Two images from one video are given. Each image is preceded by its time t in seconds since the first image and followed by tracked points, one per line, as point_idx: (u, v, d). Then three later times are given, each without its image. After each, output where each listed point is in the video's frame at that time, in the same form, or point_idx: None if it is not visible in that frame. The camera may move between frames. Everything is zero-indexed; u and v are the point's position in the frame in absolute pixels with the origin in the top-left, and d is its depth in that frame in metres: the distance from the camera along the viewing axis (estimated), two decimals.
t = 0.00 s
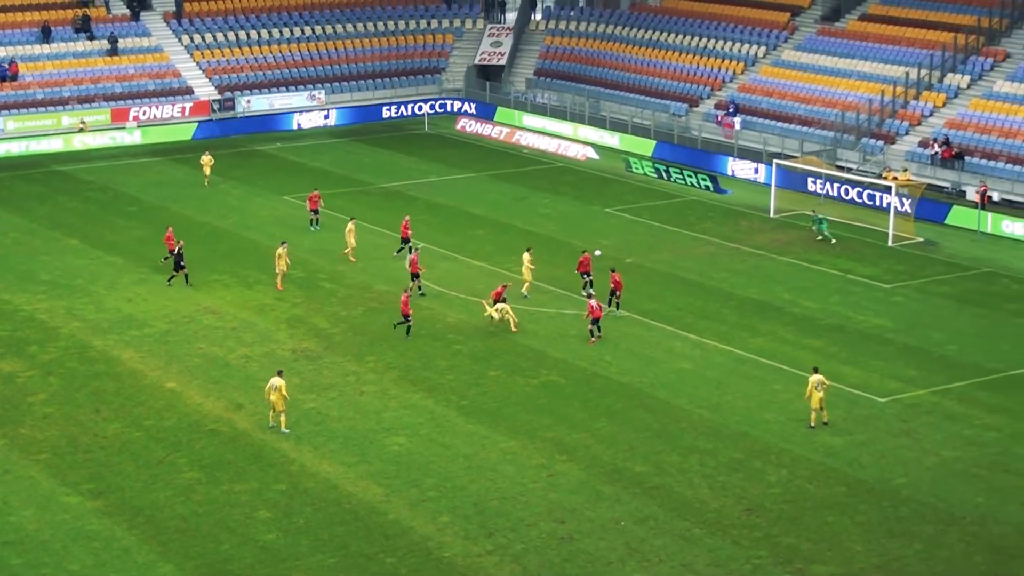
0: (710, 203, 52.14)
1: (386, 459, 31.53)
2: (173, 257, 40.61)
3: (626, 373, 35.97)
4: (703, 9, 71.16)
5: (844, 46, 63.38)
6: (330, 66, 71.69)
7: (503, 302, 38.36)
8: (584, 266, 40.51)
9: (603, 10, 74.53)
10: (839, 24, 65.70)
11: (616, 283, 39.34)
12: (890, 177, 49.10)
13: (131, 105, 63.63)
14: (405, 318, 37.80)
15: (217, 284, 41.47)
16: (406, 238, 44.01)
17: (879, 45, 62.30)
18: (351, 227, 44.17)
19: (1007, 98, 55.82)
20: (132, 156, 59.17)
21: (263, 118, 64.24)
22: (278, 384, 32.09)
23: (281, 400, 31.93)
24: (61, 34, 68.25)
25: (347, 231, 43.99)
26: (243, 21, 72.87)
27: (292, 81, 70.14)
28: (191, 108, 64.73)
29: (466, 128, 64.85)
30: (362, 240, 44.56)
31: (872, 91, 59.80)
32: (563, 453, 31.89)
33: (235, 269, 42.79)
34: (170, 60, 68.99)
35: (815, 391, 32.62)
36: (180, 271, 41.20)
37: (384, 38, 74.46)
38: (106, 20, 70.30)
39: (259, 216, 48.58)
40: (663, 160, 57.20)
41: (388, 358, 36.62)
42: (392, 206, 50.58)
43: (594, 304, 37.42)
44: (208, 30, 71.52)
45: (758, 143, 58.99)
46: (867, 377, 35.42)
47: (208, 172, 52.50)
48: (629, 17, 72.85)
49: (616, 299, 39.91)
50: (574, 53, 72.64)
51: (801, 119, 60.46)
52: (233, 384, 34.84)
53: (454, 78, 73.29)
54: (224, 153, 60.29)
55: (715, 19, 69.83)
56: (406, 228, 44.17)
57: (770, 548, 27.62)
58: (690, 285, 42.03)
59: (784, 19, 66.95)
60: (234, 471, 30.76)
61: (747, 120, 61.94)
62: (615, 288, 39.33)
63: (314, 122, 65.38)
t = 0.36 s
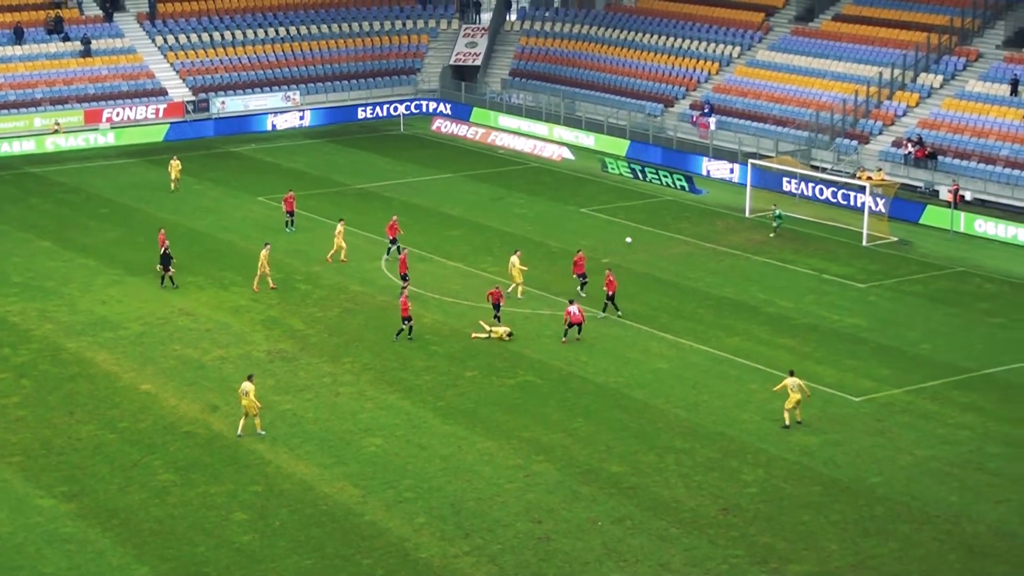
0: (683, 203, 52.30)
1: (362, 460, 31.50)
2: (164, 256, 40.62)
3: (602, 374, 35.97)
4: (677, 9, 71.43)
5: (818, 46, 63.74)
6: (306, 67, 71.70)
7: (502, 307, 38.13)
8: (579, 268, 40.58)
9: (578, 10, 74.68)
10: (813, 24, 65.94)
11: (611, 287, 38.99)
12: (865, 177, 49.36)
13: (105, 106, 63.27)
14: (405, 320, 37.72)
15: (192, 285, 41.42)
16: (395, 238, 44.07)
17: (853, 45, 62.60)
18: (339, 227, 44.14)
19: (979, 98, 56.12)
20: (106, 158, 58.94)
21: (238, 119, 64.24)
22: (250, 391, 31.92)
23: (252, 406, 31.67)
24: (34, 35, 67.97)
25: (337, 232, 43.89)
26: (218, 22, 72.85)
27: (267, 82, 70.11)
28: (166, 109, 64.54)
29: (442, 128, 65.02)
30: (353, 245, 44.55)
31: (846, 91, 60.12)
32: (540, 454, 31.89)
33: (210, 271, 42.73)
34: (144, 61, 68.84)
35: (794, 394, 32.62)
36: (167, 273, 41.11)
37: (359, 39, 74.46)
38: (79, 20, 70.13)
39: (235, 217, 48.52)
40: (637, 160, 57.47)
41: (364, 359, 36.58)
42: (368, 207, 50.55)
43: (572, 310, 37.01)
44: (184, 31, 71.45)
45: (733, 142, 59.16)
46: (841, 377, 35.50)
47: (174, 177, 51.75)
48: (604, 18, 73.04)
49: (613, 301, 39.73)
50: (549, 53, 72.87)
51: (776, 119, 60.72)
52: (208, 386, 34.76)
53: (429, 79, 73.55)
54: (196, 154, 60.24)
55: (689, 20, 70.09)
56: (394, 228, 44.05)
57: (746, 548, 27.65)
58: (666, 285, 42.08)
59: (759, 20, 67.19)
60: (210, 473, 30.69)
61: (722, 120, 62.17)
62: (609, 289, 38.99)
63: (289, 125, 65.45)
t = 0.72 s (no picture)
0: (659, 196, 52.44)
1: (341, 454, 31.47)
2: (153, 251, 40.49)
3: (581, 367, 36.01)
4: (655, 3, 71.67)
5: (795, 40, 64.05)
6: (282, 61, 71.66)
7: (495, 302, 38.05)
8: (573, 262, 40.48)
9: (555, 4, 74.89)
10: (790, 18, 66.16)
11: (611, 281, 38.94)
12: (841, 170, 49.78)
13: (79, 101, 63.10)
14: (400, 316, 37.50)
15: (168, 280, 41.29)
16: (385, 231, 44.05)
17: (829, 39, 62.94)
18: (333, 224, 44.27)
19: (954, 91, 56.44)
20: (80, 152, 58.71)
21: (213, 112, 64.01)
22: (219, 389, 31.58)
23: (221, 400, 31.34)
24: (8, 30, 67.58)
25: (331, 228, 43.92)
26: (195, 17, 72.71)
27: (245, 75, 69.96)
28: (141, 104, 64.47)
29: (420, 122, 65.15)
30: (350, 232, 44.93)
31: (822, 85, 60.47)
32: (518, 447, 31.91)
33: (187, 265, 42.61)
34: (119, 56, 68.50)
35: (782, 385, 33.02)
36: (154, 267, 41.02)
37: (336, 33, 74.47)
38: (53, 15, 69.73)
39: (211, 211, 48.38)
40: (614, 154, 57.62)
41: (342, 354, 36.52)
42: (345, 201, 50.48)
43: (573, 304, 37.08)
44: (161, 25, 71.31)
45: (711, 137, 59.64)
46: (818, 369, 35.65)
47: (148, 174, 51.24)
48: (582, 12, 73.18)
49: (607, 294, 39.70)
50: (526, 47, 73.02)
51: (753, 113, 60.97)
52: (185, 381, 34.66)
53: (406, 73, 73.66)
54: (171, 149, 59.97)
55: (666, 14, 70.30)
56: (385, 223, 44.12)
57: (724, 540, 27.74)
58: (644, 279, 42.18)
59: (736, 13, 67.38)
60: (188, 468, 30.59)
61: (700, 113, 62.42)
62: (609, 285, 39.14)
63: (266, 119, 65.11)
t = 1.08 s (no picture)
0: (642, 180, 52.49)
1: (324, 438, 31.43)
2: (147, 236, 40.38)
3: (564, 351, 36.01)
4: None
5: (777, 23, 64.10)
6: (263, 45, 71.40)
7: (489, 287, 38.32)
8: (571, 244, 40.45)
9: None
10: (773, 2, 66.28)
11: (621, 267, 39.06)
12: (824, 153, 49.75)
13: (59, 85, 62.36)
14: (399, 304, 37.34)
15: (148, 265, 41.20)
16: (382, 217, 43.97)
17: (811, 22, 63.09)
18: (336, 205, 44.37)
19: (935, 74, 56.56)
20: (59, 137, 58.40)
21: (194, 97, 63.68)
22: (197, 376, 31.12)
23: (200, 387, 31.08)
24: None
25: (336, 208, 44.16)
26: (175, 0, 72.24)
27: (226, 60, 69.82)
28: (121, 88, 63.67)
29: (400, 106, 65.03)
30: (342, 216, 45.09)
31: (803, 68, 60.59)
32: (501, 431, 31.91)
33: (167, 250, 42.49)
34: (99, 40, 68.16)
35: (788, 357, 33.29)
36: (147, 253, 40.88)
37: (316, 17, 74.35)
38: None
39: (191, 196, 48.25)
40: (596, 138, 57.69)
41: (325, 338, 36.47)
42: (326, 184, 50.46)
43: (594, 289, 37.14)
44: (142, 9, 70.96)
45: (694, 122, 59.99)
46: (800, 353, 35.75)
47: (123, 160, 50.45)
48: None
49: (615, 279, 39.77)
50: (508, 32, 73.07)
51: (735, 96, 61.04)
52: (167, 366, 34.58)
53: (388, 56, 74.16)
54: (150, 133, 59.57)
55: None
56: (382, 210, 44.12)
57: (706, 523, 27.81)
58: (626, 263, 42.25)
59: None
60: (170, 452, 30.54)
61: (682, 97, 62.49)
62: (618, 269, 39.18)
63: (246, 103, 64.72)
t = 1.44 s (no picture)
0: (617, 173, 52.87)
1: (300, 434, 31.30)
2: (136, 232, 40.21)
3: (539, 345, 36.02)
4: None
5: (750, 18, 64.72)
6: (238, 40, 71.91)
7: (475, 287, 38.05)
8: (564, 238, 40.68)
9: None
10: None
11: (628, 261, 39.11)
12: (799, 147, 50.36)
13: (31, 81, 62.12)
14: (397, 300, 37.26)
15: (122, 260, 41.17)
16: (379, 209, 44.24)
17: (785, 16, 63.45)
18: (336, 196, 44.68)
19: (909, 68, 56.88)
20: (30, 133, 58.11)
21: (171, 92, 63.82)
22: (165, 381, 30.74)
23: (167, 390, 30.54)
24: None
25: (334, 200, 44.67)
26: None
27: (200, 54, 70.06)
28: (94, 83, 63.55)
29: (376, 101, 65.34)
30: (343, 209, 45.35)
31: (778, 62, 61.03)
32: (477, 426, 31.82)
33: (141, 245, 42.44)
34: (71, 35, 68.02)
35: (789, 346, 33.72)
36: (136, 251, 40.75)
37: (290, 11, 74.80)
38: None
39: (167, 192, 48.24)
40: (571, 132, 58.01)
41: (300, 333, 36.44)
42: (302, 179, 50.58)
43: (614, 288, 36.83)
44: (111, 4, 70.67)
45: (668, 114, 59.86)
46: (775, 347, 35.82)
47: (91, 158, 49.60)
48: None
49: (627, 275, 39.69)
50: (483, 26, 73.54)
51: (710, 90, 61.59)
52: (142, 361, 34.51)
53: (363, 51, 74.13)
54: (124, 129, 59.52)
55: None
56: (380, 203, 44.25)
57: (681, 517, 27.74)
58: (603, 258, 42.37)
59: None
60: (144, 449, 30.42)
61: (657, 91, 63.01)
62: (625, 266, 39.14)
63: (220, 98, 64.85)
